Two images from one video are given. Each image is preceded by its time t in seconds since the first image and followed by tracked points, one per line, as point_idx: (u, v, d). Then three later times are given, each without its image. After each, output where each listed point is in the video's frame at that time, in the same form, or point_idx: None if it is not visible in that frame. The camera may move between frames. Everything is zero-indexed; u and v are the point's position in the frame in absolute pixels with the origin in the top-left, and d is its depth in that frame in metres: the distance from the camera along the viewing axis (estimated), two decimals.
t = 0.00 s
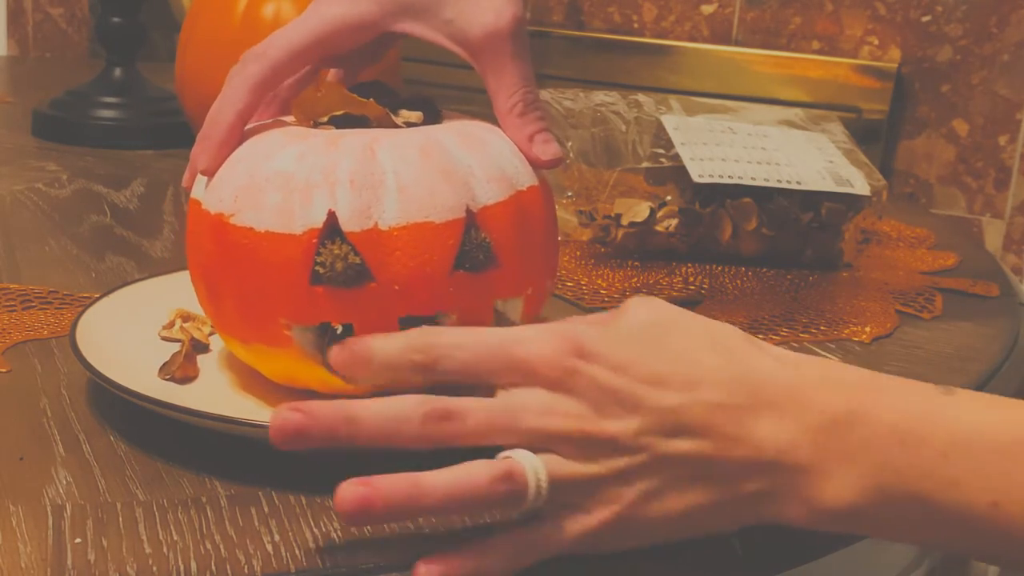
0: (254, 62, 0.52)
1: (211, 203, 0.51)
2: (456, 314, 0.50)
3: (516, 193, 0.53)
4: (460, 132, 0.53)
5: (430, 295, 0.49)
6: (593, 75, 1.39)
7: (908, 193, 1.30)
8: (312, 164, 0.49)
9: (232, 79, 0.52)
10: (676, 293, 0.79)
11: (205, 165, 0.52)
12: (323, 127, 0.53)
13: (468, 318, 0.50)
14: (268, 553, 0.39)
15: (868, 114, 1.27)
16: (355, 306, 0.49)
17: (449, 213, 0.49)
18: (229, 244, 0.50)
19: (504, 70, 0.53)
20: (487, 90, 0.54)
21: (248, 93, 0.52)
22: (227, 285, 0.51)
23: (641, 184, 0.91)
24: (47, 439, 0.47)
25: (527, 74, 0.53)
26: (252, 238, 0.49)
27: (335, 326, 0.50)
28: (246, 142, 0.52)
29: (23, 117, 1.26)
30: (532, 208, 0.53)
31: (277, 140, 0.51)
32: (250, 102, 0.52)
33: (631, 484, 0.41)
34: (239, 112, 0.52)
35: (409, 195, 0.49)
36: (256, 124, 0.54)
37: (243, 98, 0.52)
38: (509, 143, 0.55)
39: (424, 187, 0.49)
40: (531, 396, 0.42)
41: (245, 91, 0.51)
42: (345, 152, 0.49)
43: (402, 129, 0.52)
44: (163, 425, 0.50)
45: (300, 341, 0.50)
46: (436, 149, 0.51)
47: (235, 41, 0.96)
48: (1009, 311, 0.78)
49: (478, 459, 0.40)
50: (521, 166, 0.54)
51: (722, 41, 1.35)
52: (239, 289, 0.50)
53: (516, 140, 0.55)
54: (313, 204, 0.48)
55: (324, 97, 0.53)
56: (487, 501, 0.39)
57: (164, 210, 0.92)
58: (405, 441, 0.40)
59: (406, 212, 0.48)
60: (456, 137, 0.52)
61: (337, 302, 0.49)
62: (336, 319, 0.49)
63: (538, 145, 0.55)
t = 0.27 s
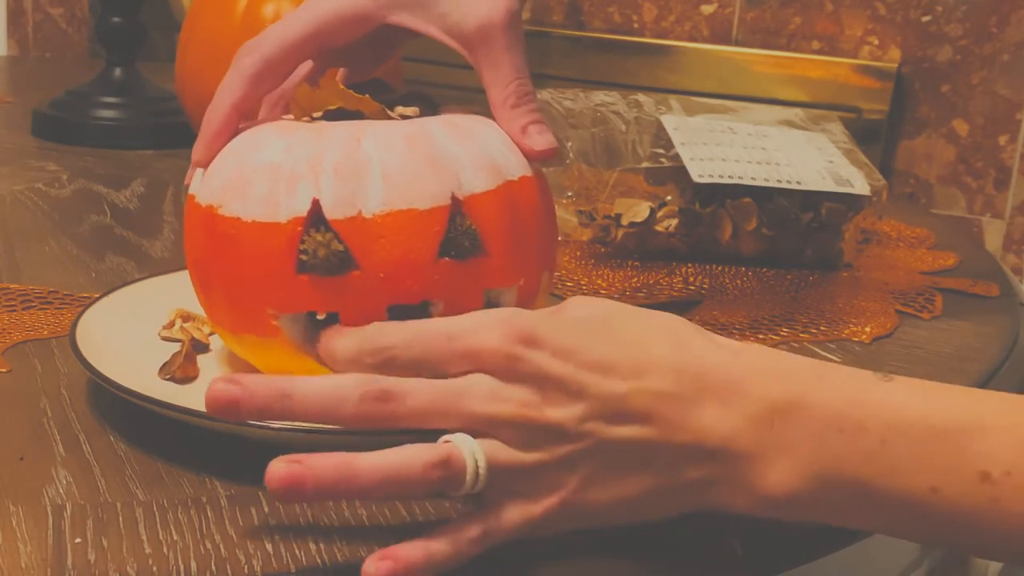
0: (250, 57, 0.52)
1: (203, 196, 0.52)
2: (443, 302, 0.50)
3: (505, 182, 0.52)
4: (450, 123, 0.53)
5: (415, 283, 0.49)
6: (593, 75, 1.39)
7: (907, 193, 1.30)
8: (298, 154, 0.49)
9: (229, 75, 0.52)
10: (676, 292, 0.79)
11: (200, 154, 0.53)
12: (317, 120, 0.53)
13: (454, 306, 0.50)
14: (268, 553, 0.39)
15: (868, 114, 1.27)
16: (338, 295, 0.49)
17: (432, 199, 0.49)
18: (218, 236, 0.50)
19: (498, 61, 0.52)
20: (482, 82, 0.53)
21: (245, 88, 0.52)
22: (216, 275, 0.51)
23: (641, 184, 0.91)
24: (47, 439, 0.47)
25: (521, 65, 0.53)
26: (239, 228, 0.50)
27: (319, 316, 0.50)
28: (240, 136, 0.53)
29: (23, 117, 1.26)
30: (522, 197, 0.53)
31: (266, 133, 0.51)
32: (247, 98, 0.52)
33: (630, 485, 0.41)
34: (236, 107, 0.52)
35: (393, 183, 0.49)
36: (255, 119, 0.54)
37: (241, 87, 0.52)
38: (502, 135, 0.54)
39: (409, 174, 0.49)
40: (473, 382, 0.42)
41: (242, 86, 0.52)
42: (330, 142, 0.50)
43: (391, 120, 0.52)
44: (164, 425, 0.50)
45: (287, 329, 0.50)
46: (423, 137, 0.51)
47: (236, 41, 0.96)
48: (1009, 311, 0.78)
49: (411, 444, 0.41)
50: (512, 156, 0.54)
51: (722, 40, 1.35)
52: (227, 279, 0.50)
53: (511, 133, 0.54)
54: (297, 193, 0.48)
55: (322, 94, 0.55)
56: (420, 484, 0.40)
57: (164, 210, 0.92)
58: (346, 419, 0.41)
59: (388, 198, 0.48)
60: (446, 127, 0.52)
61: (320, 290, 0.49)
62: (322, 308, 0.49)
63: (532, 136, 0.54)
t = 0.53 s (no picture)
0: (250, 57, 0.52)
1: (196, 196, 0.52)
2: (437, 304, 0.50)
3: (500, 183, 0.52)
4: (444, 122, 0.53)
5: (409, 284, 0.49)
6: (593, 75, 1.39)
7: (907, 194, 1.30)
8: (291, 156, 0.49)
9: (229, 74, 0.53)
10: (675, 292, 0.79)
11: (195, 155, 0.53)
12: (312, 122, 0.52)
13: (449, 307, 0.51)
14: (268, 553, 0.39)
15: (868, 114, 1.27)
16: (332, 298, 0.49)
17: (426, 203, 0.49)
18: (211, 236, 0.51)
19: (493, 59, 0.52)
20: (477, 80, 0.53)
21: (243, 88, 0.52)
22: (211, 278, 0.51)
23: (641, 184, 0.91)
24: (47, 440, 0.47)
25: (513, 63, 0.52)
26: (232, 229, 0.50)
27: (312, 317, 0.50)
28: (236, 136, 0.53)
29: (22, 117, 1.26)
30: (517, 198, 0.53)
31: (260, 133, 0.51)
32: (244, 98, 0.52)
33: (631, 484, 0.41)
34: (234, 106, 0.52)
35: (386, 185, 0.49)
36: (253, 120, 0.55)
37: (238, 90, 0.52)
38: (495, 134, 0.54)
39: (402, 176, 0.49)
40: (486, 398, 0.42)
41: (240, 86, 0.52)
42: (324, 143, 0.49)
43: (385, 120, 0.52)
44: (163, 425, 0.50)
45: (283, 334, 0.50)
46: (418, 138, 0.51)
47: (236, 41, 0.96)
48: (1009, 311, 0.78)
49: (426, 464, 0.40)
50: (506, 156, 0.54)
51: (722, 40, 1.35)
52: (221, 283, 0.51)
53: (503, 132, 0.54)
54: (290, 195, 0.49)
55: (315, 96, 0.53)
56: (437, 500, 0.39)
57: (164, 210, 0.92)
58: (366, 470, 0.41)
59: (382, 202, 0.49)
60: (440, 127, 0.52)
61: (313, 293, 0.49)
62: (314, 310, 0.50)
63: (523, 134, 0.53)
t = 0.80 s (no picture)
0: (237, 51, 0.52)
1: (176, 190, 0.52)
2: (411, 301, 0.50)
3: (477, 180, 0.52)
4: (425, 121, 0.53)
5: (382, 280, 0.49)
6: (593, 75, 1.39)
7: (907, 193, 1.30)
8: (269, 151, 0.49)
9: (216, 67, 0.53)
10: (675, 292, 0.79)
11: (177, 149, 0.53)
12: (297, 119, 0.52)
13: (423, 305, 0.50)
14: (268, 553, 0.39)
15: (868, 114, 1.27)
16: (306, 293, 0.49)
17: (399, 199, 0.49)
18: (191, 232, 0.51)
19: (479, 58, 0.52)
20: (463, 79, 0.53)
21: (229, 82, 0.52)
22: (190, 271, 0.51)
23: (640, 184, 0.91)
24: (48, 440, 0.47)
25: (501, 63, 0.53)
26: (209, 223, 0.50)
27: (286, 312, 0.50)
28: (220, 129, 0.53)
29: (23, 117, 1.26)
30: (495, 195, 0.53)
31: (241, 130, 0.51)
32: (229, 91, 0.52)
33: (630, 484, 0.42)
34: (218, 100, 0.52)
35: (362, 181, 0.48)
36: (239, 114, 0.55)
37: (224, 84, 0.52)
38: (479, 134, 0.54)
39: (378, 173, 0.49)
40: (475, 380, 0.42)
41: (226, 80, 0.52)
42: (302, 139, 0.49)
43: (366, 118, 0.52)
44: (162, 425, 0.50)
45: (258, 328, 0.50)
46: (397, 136, 0.50)
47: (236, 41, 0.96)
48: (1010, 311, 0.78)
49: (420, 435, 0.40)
50: (487, 154, 0.54)
51: (722, 41, 1.35)
52: (199, 277, 0.51)
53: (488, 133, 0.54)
54: (266, 189, 0.48)
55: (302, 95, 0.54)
56: (429, 472, 0.39)
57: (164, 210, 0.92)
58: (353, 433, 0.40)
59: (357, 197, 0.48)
60: (420, 125, 0.52)
61: (287, 287, 0.49)
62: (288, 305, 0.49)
63: (506, 133, 0.53)
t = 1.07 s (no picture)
0: (229, 47, 0.54)
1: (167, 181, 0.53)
2: (393, 281, 0.49)
3: (461, 161, 0.52)
4: (409, 106, 0.53)
5: (361, 259, 0.49)
6: (593, 75, 1.39)
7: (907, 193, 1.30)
8: (251, 135, 0.50)
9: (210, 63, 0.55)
10: (675, 292, 0.79)
11: (171, 141, 0.55)
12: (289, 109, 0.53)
13: (405, 286, 0.50)
14: (268, 553, 0.39)
15: (868, 114, 1.27)
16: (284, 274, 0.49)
17: (377, 176, 0.49)
18: (177, 219, 0.51)
19: (471, 43, 0.53)
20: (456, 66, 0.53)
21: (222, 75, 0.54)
22: (175, 257, 0.51)
23: (640, 184, 0.91)
24: (47, 439, 0.47)
25: (493, 49, 0.52)
26: (193, 208, 0.50)
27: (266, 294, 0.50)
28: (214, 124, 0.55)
29: (23, 117, 1.26)
30: (481, 177, 0.53)
31: (229, 120, 0.52)
32: (222, 85, 0.54)
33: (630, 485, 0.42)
34: (211, 93, 0.54)
35: (340, 160, 0.49)
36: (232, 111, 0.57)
37: (217, 78, 0.54)
38: (471, 123, 0.54)
39: (357, 151, 0.49)
40: (485, 377, 0.41)
41: (219, 74, 0.54)
42: (283, 123, 0.50)
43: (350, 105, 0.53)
44: (162, 425, 0.50)
45: (243, 313, 0.50)
46: (379, 118, 0.51)
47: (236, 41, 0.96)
48: (1011, 311, 0.78)
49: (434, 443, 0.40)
50: (477, 140, 0.53)
51: (722, 41, 1.35)
52: (184, 265, 0.51)
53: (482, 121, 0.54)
54: (246, 172, 0.49)
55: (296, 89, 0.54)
56: (439, 479, 0.38)
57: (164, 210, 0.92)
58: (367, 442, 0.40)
59: (334, 174, 0.48)
60: (404, 109, 0.52)
61: (265, 269, 0.49)
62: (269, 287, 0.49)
63: (499, 119, 0.53)
